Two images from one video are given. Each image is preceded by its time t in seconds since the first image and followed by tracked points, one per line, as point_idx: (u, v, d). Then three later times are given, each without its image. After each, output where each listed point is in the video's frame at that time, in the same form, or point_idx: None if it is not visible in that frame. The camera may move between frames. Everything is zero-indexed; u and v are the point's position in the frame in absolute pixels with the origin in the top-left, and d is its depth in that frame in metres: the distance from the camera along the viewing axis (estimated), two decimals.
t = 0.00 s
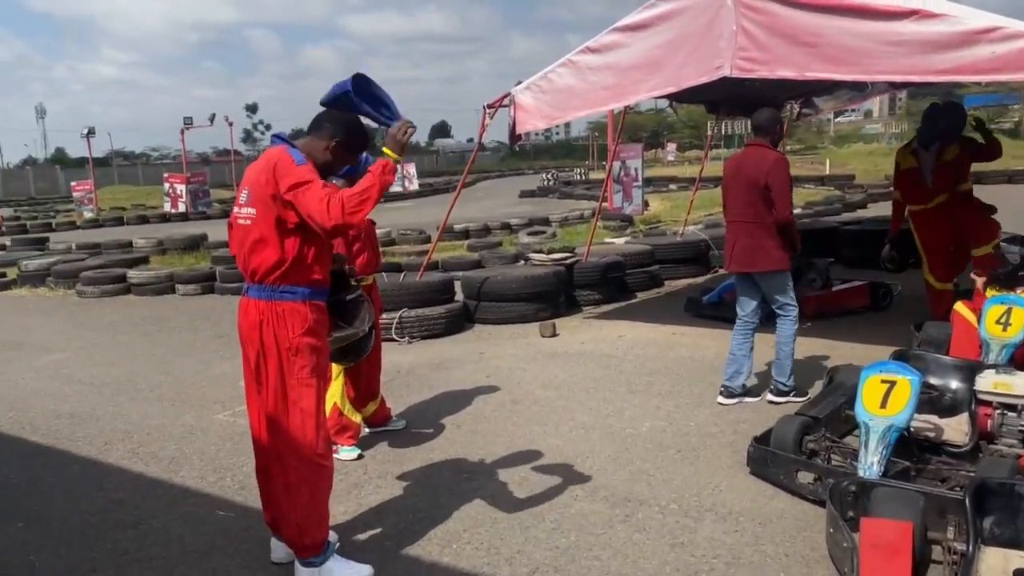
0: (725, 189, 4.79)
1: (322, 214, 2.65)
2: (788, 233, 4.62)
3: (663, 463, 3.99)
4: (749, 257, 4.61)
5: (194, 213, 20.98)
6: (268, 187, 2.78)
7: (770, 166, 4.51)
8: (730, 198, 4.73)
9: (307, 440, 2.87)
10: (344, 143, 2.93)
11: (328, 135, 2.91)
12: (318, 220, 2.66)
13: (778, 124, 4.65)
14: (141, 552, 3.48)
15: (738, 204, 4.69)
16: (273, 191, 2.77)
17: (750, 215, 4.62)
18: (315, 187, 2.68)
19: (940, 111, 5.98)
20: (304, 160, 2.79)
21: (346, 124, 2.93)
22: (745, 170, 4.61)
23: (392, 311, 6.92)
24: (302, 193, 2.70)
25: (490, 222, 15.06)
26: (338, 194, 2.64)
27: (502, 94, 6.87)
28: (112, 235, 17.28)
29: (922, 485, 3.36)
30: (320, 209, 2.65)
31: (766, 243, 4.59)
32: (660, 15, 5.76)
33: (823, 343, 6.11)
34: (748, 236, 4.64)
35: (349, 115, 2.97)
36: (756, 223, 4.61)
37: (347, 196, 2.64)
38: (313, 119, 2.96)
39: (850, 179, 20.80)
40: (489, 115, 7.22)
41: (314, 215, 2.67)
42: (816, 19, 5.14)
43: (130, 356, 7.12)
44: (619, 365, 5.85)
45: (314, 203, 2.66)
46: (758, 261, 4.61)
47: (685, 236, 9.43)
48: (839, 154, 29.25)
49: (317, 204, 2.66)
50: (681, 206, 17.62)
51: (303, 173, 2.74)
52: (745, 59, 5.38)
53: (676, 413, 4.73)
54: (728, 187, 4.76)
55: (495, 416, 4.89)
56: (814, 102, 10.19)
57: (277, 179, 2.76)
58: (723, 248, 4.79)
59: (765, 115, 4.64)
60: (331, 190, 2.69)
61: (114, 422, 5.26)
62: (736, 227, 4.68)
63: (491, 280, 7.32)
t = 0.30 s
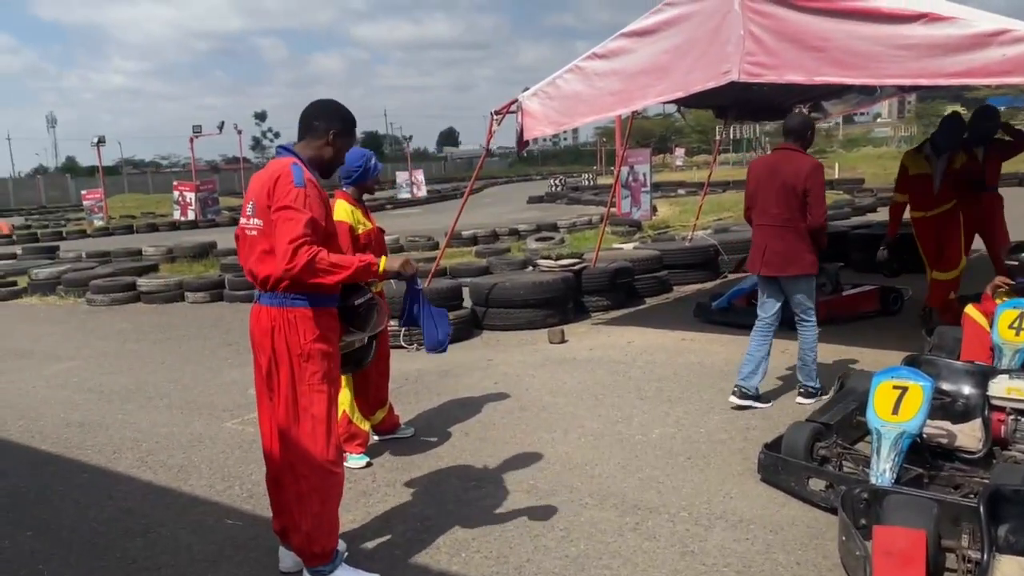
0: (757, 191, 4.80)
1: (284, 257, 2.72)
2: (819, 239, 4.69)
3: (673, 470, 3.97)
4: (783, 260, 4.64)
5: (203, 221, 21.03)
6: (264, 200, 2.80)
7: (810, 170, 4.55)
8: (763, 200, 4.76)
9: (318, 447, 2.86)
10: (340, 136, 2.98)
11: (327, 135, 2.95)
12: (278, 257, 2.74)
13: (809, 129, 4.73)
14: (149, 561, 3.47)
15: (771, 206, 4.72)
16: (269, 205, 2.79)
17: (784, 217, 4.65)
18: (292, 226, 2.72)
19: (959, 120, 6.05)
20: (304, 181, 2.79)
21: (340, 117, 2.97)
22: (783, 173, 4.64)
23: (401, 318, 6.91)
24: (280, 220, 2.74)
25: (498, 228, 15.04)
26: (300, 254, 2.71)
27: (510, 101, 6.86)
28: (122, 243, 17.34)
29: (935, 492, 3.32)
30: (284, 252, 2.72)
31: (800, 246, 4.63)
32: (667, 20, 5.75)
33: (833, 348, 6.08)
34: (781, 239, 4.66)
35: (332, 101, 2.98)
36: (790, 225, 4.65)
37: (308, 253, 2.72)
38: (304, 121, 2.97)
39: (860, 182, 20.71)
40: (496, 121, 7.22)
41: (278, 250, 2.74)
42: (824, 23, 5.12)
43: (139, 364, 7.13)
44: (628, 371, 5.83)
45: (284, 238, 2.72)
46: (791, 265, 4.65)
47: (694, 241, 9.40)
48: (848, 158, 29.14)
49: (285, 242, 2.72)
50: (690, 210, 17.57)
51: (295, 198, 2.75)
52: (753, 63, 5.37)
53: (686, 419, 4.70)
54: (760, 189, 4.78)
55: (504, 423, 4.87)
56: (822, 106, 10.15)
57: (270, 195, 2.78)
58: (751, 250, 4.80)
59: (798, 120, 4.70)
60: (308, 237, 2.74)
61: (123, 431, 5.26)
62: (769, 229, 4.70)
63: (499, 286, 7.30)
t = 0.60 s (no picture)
0: (777, 190, 4.98)
1: (315, 262, 2.69)
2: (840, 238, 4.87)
3: (678, 472, 3.96)
4: (805, 258, 4.81)
5: (205, 226, 21.06)
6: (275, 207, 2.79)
7: (834, 171, 4.73)
8: (785, 198, 4.93)
9: (323, 447, 2.86)
10: (337, 131, 2.99)
11: (322, 132, 2.95)
12: (306, 263, 2.70)
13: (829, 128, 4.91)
14: (154, 567, 3.47)
15: (794, 205, 4.90)
16: (282, 212, 2.78)
17: (807, 216, 4.84)
18: (318, 231, 2.71)
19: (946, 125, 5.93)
20: (311, 184, 2.80)
21: (334, 116, 2.97)
22: (806, 174, 4.82)
23: (404, 321, 6.91)
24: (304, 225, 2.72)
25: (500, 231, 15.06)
26: (331, 259, 2.72)
27: (511, 103, 6.86)
28: (124, 249, 17.36)
29: (941, 491, 3.32)
30: (315, 257, 2.69)
31: (823, 245, 4.79)
32: (668, 22, 5.76)
33: (837, 349, 6.07)
34: (803, 237, 4.85)
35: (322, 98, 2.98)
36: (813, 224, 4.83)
37: (336, 260, 2.74)
38: (295, 121, 2.96)
39: (862, 182, 20.71)
40: (498, 124, 7.22)
41: (305, 256, 2.71)
42: (825, 24, 5.12)
43: (143, 369, 7.13)
44: (632, 373, 5.82)
45: (311, 244, 2.70)
46: (814, 262, 4.81)
47: (696, 242, 9.39)
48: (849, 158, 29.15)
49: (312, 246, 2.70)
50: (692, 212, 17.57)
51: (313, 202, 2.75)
52: (754, 64, 5.38)
53: (690, 421, 4.70)
54: (782, 189, 4.95)
55: (508, 425, 4.87)
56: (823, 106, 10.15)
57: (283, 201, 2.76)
58: (773, 247, 4.98)
59: (820, 119, 4.88)
60: (330, 243, 2.74)
61: (127, 436, 5.27)
62: (792, 227, 4.88)
63: (502, 289, 7.30)
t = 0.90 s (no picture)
0: (777, 189, 5.09)
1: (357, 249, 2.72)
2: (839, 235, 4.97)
3: (672, 470, 3.98)
4: (804, 254, 4.90)
5: (197, 229, 21.00)
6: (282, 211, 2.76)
7: (830, 168, 4.85)
8: (785, 197, 5.05)
9: (324, 445, 2.87)
10: (316, 127, 2.98)
11: (300, 130, 2.94)
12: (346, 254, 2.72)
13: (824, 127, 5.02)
14: (148, 571, 3.46)
15: (794, 203, 5.01)
16: (288, 212, 2.75)
17: (806, 213, 4.95)
18: (346, 221, 2.74)
19: (908, 118, 6.05)
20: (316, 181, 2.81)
21: (311, 112, 2.95)
22: (804, 171, 4.93)
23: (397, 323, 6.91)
24: (333, 217, 2.73)
25: (493, 232, 15.06)
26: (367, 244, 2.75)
27: (502, 104, 6.85)
28: (115, 253, 17.30)
29: (933, 486, 3.33)
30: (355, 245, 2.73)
31: (822, 242, 4.90)
32: (659, 22, 5.78)
33: (830, 346, 6.09)
34: (802, 234, 4.95)
35: (297, 95, 2.96)
36: (812, 221, 4.94)
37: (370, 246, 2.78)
38: (273, 125, 2.94)
39: (852, 181, 20.80)
40: (490, 125, 7.22)
41: (342, 248, 2.72)
42: (815, 23, 5.15)
43: (135, 373, 7.12)
44: (625, 372, 5.84)
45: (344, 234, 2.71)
46: (813, 258, 4.89)
47: (688, 241, 9.41)
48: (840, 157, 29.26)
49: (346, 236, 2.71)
50: (684, 211, 17.62)
51: (326, 198, 2.77)
52: (744, 64, 5.40)
53: (684, 419, 4.72)
54: (782, 188, 5.07)
55: (502, 426, 4.87)
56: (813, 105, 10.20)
57: (292, 203, 2.75)
58: (774, 246, 5.08)
59: (814, 119, 4.99)
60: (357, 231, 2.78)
61: (120, 441, 5.25)
62: (791, 224, 4.99)
63: (495, 289, 7.30)
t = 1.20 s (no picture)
0: (753, 188, 5.26)
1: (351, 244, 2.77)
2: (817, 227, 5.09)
3: (651, 467, 4.00)
4: (780, 249, 5.06)
5: (172, 232, 20.80)
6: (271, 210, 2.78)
7: (800, 164, 4.99)
8: (761, 194, 5.20)
9: (328, 437, 2.90)
10: (291, 125, 2.98)
11: (274, 128, 2.94)
12: (340, 250, 2.76)
13: (793, 125, 5.18)
14: None
15: (769, 199, 5.16)
16: (279, 211, 2.77)
17: (780, 209, 5.11)
18: (337, 217, 2.78)
19: (850, 117, 6.28)
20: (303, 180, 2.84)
21: (282, 107, 2.95)
22: (776, 169, 5.07)
23: (376, 324, 6.90)
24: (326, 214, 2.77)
25: (471, 232, 15.05)
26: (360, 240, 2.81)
27: (479, 105, 6.84)
28: (89, 257, 17.10)
29: (907, 479, 3.37)
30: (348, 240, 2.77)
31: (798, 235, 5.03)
32: (633, 22, 5.81)
33: (806, 343, 6.15)
34: (777, 230, 5.11)
35: (270, 94, 2.96)
36: (787, 217, 5.09)
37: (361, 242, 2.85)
38: (245, 125, 2.94)
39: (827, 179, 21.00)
40: (467, 125, 7.22)
41: (336, 244, 2.76)
42: (788, 22, 5.19)
43: (111, 378, 7.04)
44: (604, 370, 5.86)
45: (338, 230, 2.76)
46: (791, 252, 5.04)
47: (665, 240, 9.46)
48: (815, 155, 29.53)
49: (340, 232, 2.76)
50: (661, 210, 17.71)
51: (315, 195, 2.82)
52: (718, 63, 5.44)
53: (662, 416, 4.75)
54: (757, 186, 5.23)
55: (482, 425, 4.87)
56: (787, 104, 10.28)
57: (282, 202, 2.77)
58: (754, 243, 5.23)
59: (783, 117, 5.15)
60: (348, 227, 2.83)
61: (96, 446, 5.20)
62: (767, 221, 5.14)
63: (474, 289, 7.30)
